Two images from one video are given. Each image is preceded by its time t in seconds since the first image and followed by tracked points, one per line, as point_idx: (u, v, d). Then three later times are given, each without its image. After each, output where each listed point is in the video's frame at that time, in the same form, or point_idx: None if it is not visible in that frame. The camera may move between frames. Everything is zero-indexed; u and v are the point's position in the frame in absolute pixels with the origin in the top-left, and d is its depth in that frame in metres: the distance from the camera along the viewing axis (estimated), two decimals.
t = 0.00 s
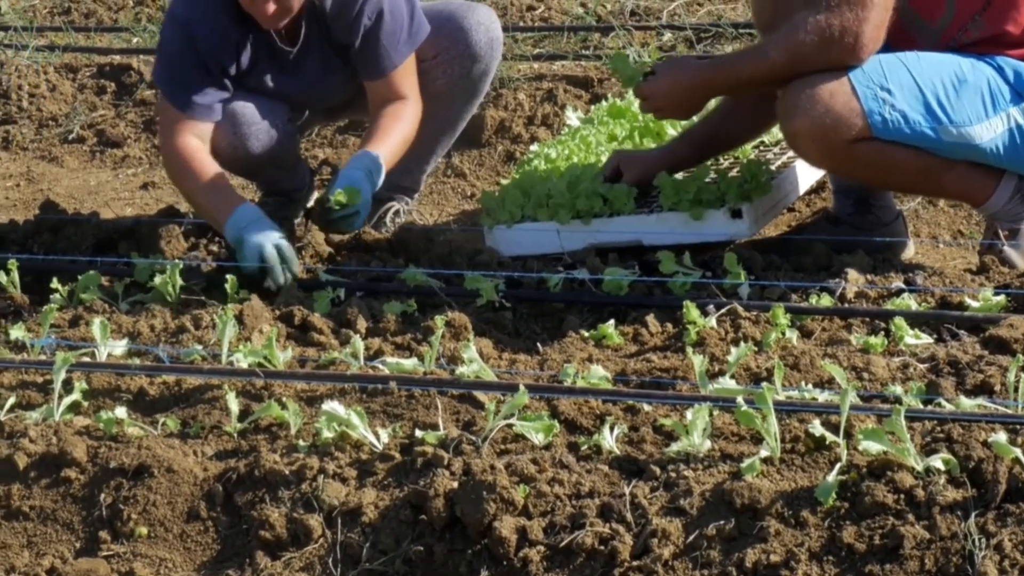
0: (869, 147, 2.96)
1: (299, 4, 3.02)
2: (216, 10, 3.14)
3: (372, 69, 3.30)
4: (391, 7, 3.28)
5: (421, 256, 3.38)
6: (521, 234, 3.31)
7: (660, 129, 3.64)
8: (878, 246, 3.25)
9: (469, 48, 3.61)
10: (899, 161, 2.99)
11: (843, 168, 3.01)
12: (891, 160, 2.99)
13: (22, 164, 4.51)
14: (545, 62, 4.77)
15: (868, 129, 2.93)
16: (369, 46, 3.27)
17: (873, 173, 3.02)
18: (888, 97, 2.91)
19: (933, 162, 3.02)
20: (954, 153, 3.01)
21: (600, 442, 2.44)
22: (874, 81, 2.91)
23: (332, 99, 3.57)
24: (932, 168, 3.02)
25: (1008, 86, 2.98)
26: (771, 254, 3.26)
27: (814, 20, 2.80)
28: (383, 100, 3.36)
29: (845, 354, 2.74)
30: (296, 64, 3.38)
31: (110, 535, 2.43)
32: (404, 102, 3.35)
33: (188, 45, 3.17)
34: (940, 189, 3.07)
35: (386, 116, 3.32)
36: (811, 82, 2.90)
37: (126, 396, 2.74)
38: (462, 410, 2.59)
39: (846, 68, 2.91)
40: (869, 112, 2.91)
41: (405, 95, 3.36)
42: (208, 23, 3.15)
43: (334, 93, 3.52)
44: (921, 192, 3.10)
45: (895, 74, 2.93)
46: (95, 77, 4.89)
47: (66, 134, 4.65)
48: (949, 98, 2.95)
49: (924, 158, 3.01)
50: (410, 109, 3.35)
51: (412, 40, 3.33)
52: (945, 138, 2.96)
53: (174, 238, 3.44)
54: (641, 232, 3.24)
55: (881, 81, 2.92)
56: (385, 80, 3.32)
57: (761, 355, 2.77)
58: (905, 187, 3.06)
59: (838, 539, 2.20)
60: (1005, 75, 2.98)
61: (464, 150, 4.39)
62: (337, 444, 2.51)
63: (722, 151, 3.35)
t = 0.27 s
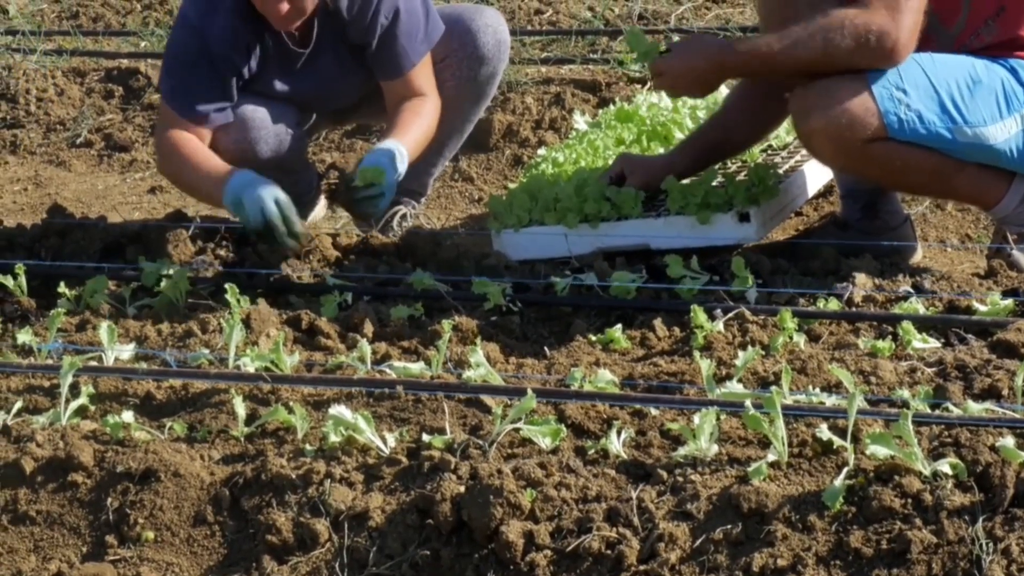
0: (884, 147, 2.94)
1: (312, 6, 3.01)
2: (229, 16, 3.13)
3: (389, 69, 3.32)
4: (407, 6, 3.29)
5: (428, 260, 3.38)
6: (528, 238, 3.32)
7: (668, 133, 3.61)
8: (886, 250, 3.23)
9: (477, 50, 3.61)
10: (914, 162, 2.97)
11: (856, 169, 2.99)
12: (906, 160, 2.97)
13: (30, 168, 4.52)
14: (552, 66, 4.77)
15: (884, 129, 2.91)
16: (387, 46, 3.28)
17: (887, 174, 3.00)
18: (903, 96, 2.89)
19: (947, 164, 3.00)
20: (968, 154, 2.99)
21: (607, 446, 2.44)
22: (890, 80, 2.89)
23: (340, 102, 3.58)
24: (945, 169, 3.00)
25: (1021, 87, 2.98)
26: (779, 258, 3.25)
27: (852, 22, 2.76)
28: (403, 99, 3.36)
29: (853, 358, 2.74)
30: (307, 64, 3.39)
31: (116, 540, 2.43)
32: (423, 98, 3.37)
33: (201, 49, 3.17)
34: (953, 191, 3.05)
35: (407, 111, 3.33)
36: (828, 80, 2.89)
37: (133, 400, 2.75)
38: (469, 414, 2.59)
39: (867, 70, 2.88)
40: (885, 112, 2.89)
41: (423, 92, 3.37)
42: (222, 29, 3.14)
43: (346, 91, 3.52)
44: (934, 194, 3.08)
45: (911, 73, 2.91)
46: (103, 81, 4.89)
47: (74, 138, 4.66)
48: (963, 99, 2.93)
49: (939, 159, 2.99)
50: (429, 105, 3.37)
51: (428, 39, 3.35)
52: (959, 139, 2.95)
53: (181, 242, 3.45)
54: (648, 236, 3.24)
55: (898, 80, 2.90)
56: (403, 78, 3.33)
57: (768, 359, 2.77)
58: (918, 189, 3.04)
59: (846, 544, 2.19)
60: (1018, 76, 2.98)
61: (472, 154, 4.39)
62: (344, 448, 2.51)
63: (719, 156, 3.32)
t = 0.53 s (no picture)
0: (885, 141, 2.90)
1: (318, 6, 3.02)
2: (229, 16, 3.15)
3: (390, 71, 3.31)
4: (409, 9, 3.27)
5: (430, 259, 3.38)
6: (531, 237, 3.31)
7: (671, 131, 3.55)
8: (889, 248, 3.22)
9: (483, 50, 3.61)
10: (917, 156, 2.92)
11: (857, 161, 2.96)
12: (909, 155, 2.92)
13: (32, 167, 4.52)
14: (555, 64, 4.77)
15: (887, 123, 2.86)
16: (388, 49, 3.27)
17: (888, 167, 2.95)
18: (907, 89, 2.83)
19: (948, 158, 2.95)
20: (970, 149, 2.94)
21: (609, 445, 2.43)
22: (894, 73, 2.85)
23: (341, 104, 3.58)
24: (947, 164, 2.95)
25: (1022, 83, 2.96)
26: (782, 257, 3.25)
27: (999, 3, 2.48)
28: (403, 103, 3.36)
29: (855, 356, 2.73)
30: (309, 66, 3.39)
31: (119, 538, 2.43)
32: (425, 103, 3.36)
33: (199, 49, 3.19)
34: (954, 187, 3.00)
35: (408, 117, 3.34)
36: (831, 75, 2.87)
37: (136, 398, 2.74)
38: (472, 413, 2.59)
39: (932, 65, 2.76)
40: (888, 105, 2.84)
41: (424, 97, 3.36)
42: (220, 29, 3.16)
43: (348, 93, 3.51)
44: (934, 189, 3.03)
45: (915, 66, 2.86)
46: (106, 80, 4.89)
47: (76, 137, 4.66)
48: (966, 93, 2.88)
49: (941, 153, 2.94)
50: (431, 109, 3.36)
51: (429, 44, 3.32)
52: (961, 134, 2.90)
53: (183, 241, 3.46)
54: (650, 234, 3.24)
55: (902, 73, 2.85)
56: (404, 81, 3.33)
57: (771, 357, 2.77)
58: (919, 183, 2.99)
59: (849, 542, 2.19)
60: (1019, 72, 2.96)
61: (474, 153, 4.39)
62: (346, 447, 2.51)
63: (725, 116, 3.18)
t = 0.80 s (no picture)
0: (893, 130, 2.85)
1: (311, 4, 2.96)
2: (235, 14, 3.08)
3: (379, 68, 3.24)
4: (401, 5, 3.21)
5: (432, 254, 3.38)
6: (533, 232, 3.30)
7: (672, 126, 3.60)
8: (890, 243, 3.22)
9: (482, 48, 3.61)
10: (924, 145, 2.87)
11: (865, 151, 2.92)
12: (915, 144, 2.86)
13: (34, 162, 4.52)
14: (557, 60, 4.76)
15: (893, 110, 2.81)
16: (377, 43, 3.21)
17: (895, 156, 2.91)
18: (910, 76, 2.79)
19: (955, 147, 2.88)
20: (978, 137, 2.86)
21: (611, 440, 2.43)
22: (897, 59, 2.81)
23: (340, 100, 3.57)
24: (955, 153, 2.88)
25: None
26: (784, 252, 3.24)
27: None
28: (394, 109, 3.28)
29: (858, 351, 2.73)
30: (307, 64, 3.36)
31: (121, 534, 2.43)
32: (416, 107, 3.27)
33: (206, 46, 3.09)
34: (965, 178, 2.92)
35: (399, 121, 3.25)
36: (833, 65, 2.87)
37: (138, 394, 2.74)
38: (473, 408, 2.59)
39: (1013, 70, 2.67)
40: (893, 91, 2.79)
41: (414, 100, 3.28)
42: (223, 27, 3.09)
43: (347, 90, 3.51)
44: (947, 180, 2.96)
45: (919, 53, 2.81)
46: (108, 75, 4.89)
47: (79, 132, 4.66)
48: (974, 80, 2.79)
49: (949, 142, 2.87)
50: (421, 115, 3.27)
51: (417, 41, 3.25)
52: (968, 122, 2.82)
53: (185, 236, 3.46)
54: (654, 228, 3.23)
55: (905, 59, 2.81)
56: (393, 83, 3.26)
57: (773, 352, 2.77)
58: (928, 172, 2.93)
59: (851, 537, 2.19)
60: None
61: (477, 148, 4.38)
62: (348, 442, 2.51)
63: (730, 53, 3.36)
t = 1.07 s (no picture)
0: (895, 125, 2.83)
1: None
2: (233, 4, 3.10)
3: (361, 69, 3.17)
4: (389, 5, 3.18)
5: (428, 253, 3.38)
6: (531, 230, 3.30)
7: (669, 124, 3.60)
8: (887, 241, 3.21)
9: (477, 50, 3.60)
10: (925, 142, 2.85)
11: (866, 147, 2.90)
12: (917, 139, 2.84)
13: (31, 161, 4.51)
14: (554, 58, 4.76)
15: (894, 104, 2.80)
16: (361, 40, 3.16)
17: (896, 153, 2.89)
18: (910, 70, 2.79)
19: (957, 143, 2.86)
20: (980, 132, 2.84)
21: (608, 438, 2.43)
22: (899, 54, 2.81)
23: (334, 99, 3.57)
24: (956, 149, 2.86)
25: None
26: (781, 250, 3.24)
27: None
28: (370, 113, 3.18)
29: (854, 349, 2.73)
30: (300, 64, 3.36)
31: (118, 532, 2.43)
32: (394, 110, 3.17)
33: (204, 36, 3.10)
34: (967, 175, 2.90)
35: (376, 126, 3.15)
36: (834, 60, 2.88)
37: (134, 393, 2.73)
38: (470, 406, 2.59)
39: None
40: (894, 85, 2.79)
41: (393, 103, 3.18)
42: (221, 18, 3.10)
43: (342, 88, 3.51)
44: (950, 178, 2.94)
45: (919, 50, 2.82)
46: (105, 73, 4.88)
47: (75, 130, 4.65)
48: (973, 75, 2.79)
49: (951, 138, 2.85)
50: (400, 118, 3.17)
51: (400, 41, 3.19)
52: (968, 117, 2.80)
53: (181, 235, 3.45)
54: (650, 227, 3.23)
55: (906, 55, 2.81)
56: (372, 84, 3.18)
57: (770, 350, 2.77)
58: (930, 169, 2.91)
59: (847, 535, 2.19)
60: None
61: (473, 146, 4.38)
62: (344, 441, 2.51)
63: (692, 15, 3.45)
